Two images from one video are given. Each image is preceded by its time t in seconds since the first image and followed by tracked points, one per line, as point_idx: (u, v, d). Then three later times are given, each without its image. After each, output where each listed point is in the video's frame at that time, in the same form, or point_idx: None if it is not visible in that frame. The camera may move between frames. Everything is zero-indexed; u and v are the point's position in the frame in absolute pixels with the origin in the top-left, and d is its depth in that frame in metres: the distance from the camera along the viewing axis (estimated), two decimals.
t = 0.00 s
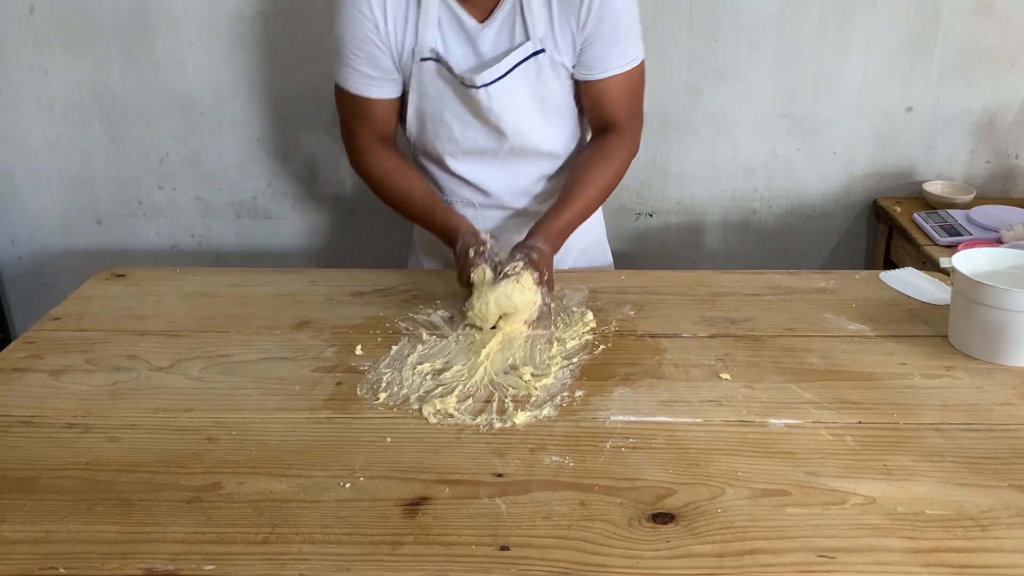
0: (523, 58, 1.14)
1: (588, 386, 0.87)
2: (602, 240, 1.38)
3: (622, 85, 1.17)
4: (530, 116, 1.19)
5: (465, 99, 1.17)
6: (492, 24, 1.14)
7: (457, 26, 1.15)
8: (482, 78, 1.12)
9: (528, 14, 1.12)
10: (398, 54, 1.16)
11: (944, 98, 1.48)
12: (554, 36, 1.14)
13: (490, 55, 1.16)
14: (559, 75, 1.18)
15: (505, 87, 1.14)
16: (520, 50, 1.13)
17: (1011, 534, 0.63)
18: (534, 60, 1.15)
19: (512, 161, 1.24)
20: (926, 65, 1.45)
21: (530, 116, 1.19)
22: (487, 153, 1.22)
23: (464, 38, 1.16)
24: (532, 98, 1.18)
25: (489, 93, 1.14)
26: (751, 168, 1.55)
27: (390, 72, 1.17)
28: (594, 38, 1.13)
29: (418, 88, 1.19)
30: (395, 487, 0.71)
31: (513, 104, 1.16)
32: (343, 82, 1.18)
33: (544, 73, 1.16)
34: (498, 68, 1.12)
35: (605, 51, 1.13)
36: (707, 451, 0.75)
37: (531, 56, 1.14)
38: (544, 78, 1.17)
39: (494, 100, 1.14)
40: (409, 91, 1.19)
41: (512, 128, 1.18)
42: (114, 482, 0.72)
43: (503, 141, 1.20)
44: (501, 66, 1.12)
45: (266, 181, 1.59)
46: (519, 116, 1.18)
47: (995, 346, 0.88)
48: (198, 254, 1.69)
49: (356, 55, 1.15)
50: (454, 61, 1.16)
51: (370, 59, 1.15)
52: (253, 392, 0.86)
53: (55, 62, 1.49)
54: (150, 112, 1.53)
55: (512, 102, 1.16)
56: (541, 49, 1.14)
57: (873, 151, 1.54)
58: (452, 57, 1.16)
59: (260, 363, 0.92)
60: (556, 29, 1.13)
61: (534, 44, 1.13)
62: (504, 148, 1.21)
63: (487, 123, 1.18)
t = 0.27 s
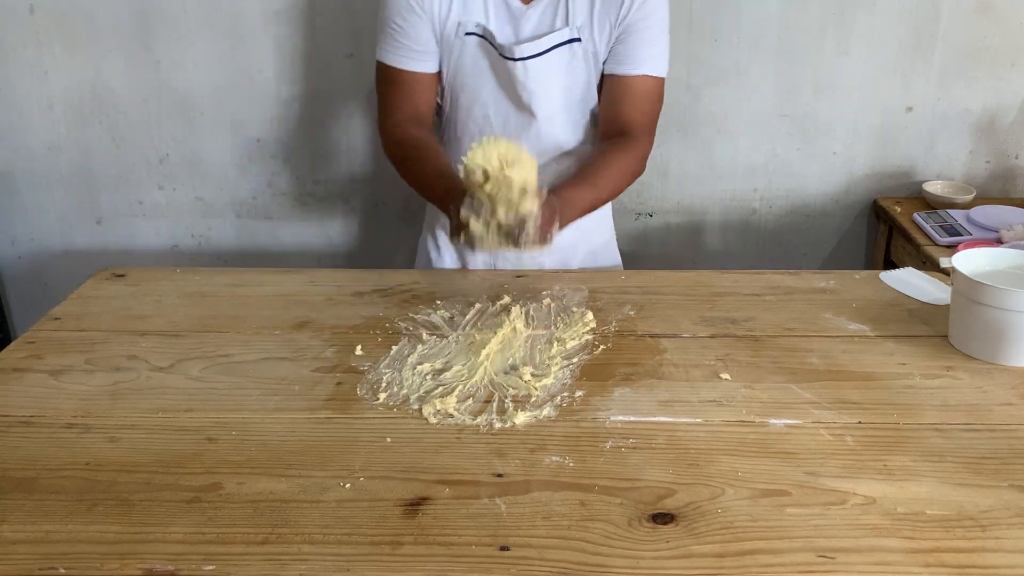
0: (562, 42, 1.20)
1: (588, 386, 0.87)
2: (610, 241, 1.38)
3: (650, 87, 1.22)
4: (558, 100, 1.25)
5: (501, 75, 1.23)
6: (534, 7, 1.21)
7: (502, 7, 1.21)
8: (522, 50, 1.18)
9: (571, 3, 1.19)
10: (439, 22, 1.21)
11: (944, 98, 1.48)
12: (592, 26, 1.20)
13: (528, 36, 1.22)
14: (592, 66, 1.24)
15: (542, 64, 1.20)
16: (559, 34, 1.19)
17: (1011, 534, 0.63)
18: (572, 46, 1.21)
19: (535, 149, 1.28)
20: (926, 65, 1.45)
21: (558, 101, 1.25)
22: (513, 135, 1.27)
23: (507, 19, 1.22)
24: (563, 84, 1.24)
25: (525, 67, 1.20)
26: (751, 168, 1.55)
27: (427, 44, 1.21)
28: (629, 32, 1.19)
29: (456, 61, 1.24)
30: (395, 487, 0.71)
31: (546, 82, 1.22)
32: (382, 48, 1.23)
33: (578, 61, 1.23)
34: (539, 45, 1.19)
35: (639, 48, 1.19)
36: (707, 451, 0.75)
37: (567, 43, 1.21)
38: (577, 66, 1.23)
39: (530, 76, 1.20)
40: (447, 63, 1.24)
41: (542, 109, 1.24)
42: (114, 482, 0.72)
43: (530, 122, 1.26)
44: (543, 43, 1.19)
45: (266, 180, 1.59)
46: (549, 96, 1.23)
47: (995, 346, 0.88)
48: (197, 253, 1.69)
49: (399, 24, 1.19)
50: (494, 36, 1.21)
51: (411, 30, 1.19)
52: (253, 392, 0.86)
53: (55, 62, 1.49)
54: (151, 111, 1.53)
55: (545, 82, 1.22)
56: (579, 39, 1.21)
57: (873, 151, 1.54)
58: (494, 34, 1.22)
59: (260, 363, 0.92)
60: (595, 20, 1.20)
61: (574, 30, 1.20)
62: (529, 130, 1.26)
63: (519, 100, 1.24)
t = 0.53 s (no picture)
0: (573, 44, 1.16)
1: (588, 386, 0.87)
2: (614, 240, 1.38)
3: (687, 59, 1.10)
4: (569, 101, 1.21)
5: (509, 76, 1.19)
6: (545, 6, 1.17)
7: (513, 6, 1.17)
8: (530, 50, 1.14)
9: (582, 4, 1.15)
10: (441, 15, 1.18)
11: (944, 98, 1.48)
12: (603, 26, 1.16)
13: (540, 36, 1.17)
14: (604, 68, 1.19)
15: (549, 66, 1.16)
16: (568, 35, 1.15)
17: (1011, 534, 0.63)
18: (581, 48, 1.16)
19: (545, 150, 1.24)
20: (926, 65, 1.45)
21: (568, 103, 1.21)
22: (522, 137, 1.23)
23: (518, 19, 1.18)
24: (573, 84, 1.20)
25: (532, 68, 1.15)
26: (751, 168, 1.55)
27: (417, 31, 1.16)
28: (640, 24, 1.12)
29: (464, 60, 1.21)
30: (395, 487, 0.71)
31: (553, 83, 1.18)
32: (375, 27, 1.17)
33: (588, 62, 1.18)
34: (546, 46, 1.14)
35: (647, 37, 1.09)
36: (707, 451, 0.74)
37: (580, 44, 1.16)
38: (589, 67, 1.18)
39: (536, 77, 1.16)
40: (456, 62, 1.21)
41: (551, 110, 1.20)
42: (114, 482, 0.72)
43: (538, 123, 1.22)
44: (549, 44, 1.14)
45: (266, 180, 1.59)
46: (556, 98, 1.19)
47: (995, 346, 0.88)
48: (197, 253, 1.69)
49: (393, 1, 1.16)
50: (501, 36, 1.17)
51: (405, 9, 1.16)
52: (253, 392, 0.86)
53: (55, 62, 1.49)
54: (150, 112, 1.53)
55: (554, 83, 1.18)
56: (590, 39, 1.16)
57: (873, 151, 1.54)
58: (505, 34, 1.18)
59: (260, 363, 0.92)
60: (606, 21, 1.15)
61: (585, 32, 1.15)
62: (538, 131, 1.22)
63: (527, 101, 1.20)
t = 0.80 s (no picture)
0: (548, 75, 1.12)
1: (588, 386, 0.87)
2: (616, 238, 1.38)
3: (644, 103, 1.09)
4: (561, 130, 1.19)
5: (495, 113, 1.17)
6: (521, 36, 1.12)
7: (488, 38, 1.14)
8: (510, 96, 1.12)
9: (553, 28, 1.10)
10: (428, 62, 1.14)
11: (944, 99, 1.48)
12: (577, 50, 1.10)
13: (519, 69, 1.15)
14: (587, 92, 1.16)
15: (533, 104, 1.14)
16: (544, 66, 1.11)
17: (1011, 534, 0.63)
18: (560, 78, 1.13)
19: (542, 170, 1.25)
20: (926, 66, 1.46)
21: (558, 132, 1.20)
22: (520, 161, 1.24)
23: (495, 51, 1.15)
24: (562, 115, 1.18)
25: (516, 111, 1.14)
26: (751, 168, 1.55)
27: (422, 81, 1.13)
28: (609, 54, 1.08)
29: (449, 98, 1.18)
30: (395, 487, 0.71)
31: (543, 118, 1.17)
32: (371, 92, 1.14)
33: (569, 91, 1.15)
34: (526, 86, 1.12)
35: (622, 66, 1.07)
36: (707, 451, 0.75)
37: (553, 73, 1.12)
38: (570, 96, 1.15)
39: (521, 117, 1.15)
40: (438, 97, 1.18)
41: (545, 139, 1.19)
42: (114, 481, 0.72)
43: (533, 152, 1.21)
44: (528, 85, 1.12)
45: (266, 180, 1.59)
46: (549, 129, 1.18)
47: (995, 346, 0.88)
48: (198, 254, 1.69)
49: (382, 62, 1.11)
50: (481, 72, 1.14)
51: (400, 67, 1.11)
52: (253, 392, 0.86)
53: (56, 63, 1.49)
54: (151, 112, 1.53)
55: (545, 115, 1.17)
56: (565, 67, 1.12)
57: (873, 152, 1.54)
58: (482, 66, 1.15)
59: (260, 363, 0.92)
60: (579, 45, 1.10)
61: (559, 59, 1.11)
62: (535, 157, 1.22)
63: (517, 135, 1.19)
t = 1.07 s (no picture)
0: (562, 39, 1.16)
1: (588, 386, 0.87)
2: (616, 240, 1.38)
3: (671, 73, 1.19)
4: (560, 97, 1.20)
5: (497, 76, 1.19)
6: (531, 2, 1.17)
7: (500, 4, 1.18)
8: (516, 47, 1.14)
9: None
10: (437, 23, 1.17)
11: (944, 99, 1.48)
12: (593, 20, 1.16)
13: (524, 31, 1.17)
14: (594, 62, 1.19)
15: (537, 62, 1.16)
16: (558, 30, 1.15)
17: (1011, 534, 0.63)
18: (573, 43, 1.17)
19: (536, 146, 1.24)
20: (926, 66, 1.46)
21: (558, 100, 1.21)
22: (512, 135, 1.23)
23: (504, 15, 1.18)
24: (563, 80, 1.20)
25: (521, 65, 1.15)
26: (751, 167, 1.55)
27: (422, 47, 1.18)
28: (627, 30, 1.15)
29: (451, 61, 1.20)
30: (395, 487, 0.71)
31: (543, 82, 1.18)
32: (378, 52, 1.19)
33: (580, 58, 1.18)
34: (534, 42, 1.14)
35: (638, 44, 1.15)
36: (707, 451, 0.74)
37: (569, 39, 1.16)
38: (576, 62, 1.19)
39: (525, 74, 1.16)
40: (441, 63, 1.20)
41: (540, 107, 1.19)
42: (114, 482, 0.72)
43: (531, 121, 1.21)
44: (539, 40, 1.14)
45: (266, 180, 1.59)
46: (548, 96, 1.19)
47: (995, 346, 0.88)
48: (198, 254, 1.69)
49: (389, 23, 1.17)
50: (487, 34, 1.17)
51: (404, 30, 1.17)
52: (253, 392, 0.86)
53: (56, 63, 1.49)
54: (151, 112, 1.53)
55: (541, 79, 1.17)
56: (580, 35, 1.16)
57: (873, 152, 1.54)
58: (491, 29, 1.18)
59: (260, 363, 0.92)
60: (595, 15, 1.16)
61: (575, 27, 1.16)
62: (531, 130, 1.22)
63: (517, 100, 1.19)
